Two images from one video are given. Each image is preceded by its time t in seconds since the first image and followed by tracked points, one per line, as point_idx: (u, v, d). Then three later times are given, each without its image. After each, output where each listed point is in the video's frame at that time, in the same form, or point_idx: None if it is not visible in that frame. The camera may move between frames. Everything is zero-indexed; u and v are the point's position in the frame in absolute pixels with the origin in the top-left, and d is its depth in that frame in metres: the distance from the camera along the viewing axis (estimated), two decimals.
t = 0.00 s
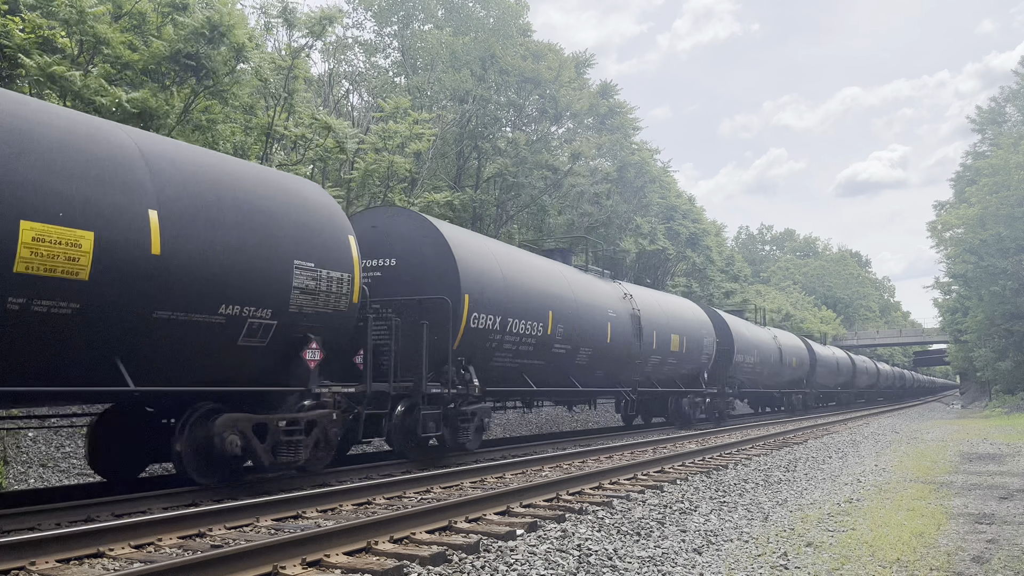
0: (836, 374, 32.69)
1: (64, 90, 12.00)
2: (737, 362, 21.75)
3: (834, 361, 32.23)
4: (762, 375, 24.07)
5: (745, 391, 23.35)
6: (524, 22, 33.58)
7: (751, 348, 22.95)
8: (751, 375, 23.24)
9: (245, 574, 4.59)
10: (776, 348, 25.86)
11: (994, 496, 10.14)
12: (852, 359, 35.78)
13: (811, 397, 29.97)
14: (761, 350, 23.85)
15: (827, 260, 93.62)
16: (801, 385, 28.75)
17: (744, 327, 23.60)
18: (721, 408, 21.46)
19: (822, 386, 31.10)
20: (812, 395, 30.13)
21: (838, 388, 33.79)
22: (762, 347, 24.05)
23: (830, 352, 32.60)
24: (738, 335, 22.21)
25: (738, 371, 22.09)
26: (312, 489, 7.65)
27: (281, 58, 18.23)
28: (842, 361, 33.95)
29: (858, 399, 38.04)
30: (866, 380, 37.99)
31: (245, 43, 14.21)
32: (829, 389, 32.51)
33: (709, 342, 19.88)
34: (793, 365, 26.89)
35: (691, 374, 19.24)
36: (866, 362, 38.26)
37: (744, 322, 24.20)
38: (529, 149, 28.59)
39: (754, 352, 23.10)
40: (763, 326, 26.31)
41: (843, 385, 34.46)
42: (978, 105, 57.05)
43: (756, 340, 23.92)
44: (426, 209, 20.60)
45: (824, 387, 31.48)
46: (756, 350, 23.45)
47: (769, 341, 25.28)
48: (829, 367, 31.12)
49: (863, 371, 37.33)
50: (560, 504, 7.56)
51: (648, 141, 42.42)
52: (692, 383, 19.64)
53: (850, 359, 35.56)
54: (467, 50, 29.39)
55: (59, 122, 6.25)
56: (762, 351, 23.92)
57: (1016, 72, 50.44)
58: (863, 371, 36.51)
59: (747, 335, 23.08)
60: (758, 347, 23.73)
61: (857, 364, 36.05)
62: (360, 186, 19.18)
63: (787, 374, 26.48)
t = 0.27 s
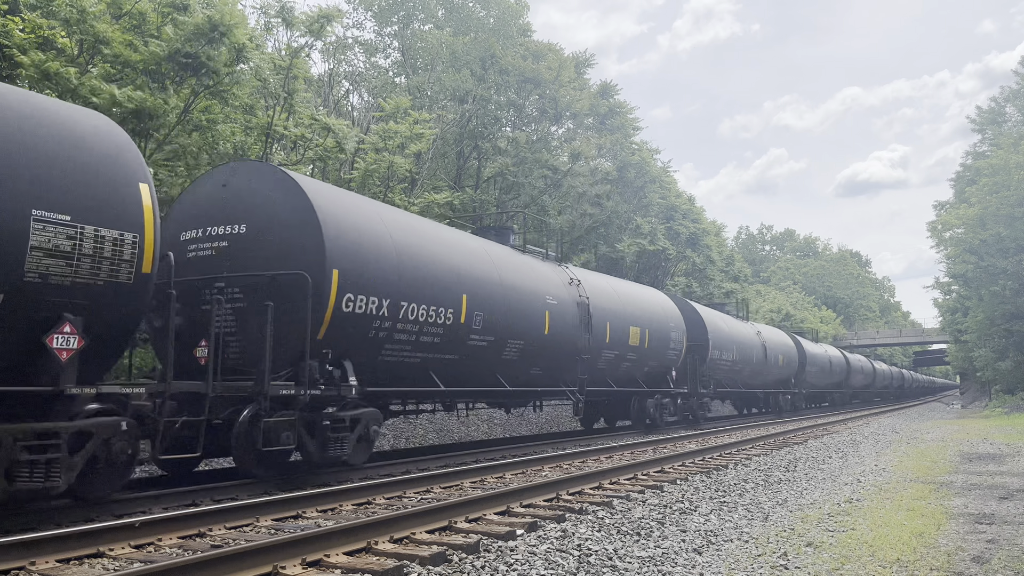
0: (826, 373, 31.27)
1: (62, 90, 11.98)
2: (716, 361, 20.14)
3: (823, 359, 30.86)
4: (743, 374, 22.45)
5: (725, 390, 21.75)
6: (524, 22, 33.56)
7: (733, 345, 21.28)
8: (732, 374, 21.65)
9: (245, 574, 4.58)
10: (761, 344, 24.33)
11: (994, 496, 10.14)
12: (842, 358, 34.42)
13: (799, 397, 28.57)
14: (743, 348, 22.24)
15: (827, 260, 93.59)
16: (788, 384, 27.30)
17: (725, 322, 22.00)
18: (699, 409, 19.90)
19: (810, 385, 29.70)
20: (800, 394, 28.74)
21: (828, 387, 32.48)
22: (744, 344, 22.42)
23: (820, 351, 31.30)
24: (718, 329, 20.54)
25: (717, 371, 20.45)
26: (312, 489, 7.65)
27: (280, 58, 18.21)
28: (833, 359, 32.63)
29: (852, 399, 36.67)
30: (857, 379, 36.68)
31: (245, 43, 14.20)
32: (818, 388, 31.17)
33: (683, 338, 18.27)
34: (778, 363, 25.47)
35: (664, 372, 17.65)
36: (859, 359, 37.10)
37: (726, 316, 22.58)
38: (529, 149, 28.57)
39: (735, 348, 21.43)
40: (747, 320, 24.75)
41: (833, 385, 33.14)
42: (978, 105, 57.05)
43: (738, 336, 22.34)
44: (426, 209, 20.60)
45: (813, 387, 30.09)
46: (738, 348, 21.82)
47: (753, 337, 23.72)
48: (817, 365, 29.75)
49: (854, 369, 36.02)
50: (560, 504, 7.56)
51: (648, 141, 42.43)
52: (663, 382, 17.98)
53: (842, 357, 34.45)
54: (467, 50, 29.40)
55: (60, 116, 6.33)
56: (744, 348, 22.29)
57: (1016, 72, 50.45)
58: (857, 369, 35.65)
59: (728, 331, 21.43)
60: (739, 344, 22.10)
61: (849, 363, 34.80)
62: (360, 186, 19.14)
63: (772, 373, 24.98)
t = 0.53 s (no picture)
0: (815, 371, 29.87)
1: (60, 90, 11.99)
2: (688, 357, 18.22)
3: (812, 357, 29.48)
4: (719, 373, 20.57)
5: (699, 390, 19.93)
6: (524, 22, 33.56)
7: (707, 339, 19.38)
8: (707, 371, 19.82)
9: (244, 573, 4.59)
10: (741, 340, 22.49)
11: (994, 496, 10.14)
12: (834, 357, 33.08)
13: (787, 398, 27.07)
14: (719, 344, 20.25)
15: (827, 259, 93.60)
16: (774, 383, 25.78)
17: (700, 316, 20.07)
18: (669, 410, 17.95)
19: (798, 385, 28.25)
20: (788, 394, 27.21)
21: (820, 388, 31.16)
22: (721, 340, 20.54)
23: (810, 349, 29.90)
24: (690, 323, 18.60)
25: (689, 368, 18.54)
26: (312, 489, 7.65)
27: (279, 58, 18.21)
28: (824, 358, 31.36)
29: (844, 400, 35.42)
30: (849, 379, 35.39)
31: (246, 44, 14.19)
32: (808, 388, 29.79)
33: (648, 332, 16.31)
34: (762, 361, 23.67)
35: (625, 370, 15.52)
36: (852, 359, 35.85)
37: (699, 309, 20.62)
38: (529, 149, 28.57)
39: (709, 344, 19.55)
40: (726, 315, 22.91)
41: (824, 385, 31.78)
42: (978, 105, 57.06)
43: (714, 330, 20.39)
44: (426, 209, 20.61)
45: (802, 386, 28.67)
46: (714, 343, 19.95)
47: (732, 332, 21.82)
48: (806, 365, 28.33)
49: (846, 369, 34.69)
50: (560, 504, 7.56)
51: (648, 141, 42.44)
52: (621, 381, 15.90)
53: (835, 356, 33.40)
54: (467, 50, 29.40)
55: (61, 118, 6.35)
56: (720, 343, 20.42)
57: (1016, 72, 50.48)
58: (851, 369, 34.80)
59: (701, 324, 19.54)
60: (715, 338, 20.15)
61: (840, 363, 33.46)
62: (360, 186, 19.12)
63: (755, 371, 23.27)
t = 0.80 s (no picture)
0: (805, 370, 28.40)
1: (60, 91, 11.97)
2: (652, 354, 16.40)
3: (801, 355, 28.03)
4: (690, 372, 18.75)
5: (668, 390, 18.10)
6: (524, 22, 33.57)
7: (674, 335, 17.56)
8: (676, 370, 18.00)
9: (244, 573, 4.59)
10: (718, 336, 20.71)
11: (994, 496, 10.14)
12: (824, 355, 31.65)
13: (772, 399, 25.52)
14: (689, 340, 18.44)
15: (827, 259, 93.64)
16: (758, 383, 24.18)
17: (669, 309, 18.29)
18: (629, 413, 16.08)
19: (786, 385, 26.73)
20: (773, 394, 25.61)
21: (809, 388, 29.72)
22: (692, 336, 18.77)
23: (798, 346, 28.45)
24: (655, 317, 16.79)
25: (654, 367, 16.72)
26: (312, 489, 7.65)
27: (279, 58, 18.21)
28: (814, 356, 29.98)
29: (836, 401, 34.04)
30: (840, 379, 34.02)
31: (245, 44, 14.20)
32: (796, 388, 28.34)
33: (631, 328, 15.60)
34: (741, 359, 21.95)
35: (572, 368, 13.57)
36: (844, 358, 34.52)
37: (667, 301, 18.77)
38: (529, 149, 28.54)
39: (677, 339, 17.72)
40: (700, 308, 21.14)
41: (814, 384, 30.31)
42: (978, 105, 57.07)
43: (684, 324, 18.58)
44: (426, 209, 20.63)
45: (789, 386, 27.16)
46: (684, 340, 18.15)
47: (706, 327, 20.01)
48: (794, 364, 26.83)
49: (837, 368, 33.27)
50: (560, 504, 7.56)
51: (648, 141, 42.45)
52: (597, 380, 14.94)
53: (827, 355, 32.24)
54: (467, 50, 29.39)
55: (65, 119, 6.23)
56: (692, 340, 18.63)
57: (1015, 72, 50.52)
58: (844, 368, 33.79)
59: (669, 318, 17.75)
60: (684, 333, 18.33)
61: (830, 363, 32.07)
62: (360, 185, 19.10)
63: (734, 370, 21.56)
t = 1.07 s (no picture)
0: (790, 369, 26.98)
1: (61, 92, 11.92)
2: (603, 350, 14.62)
3: (786, 353, 26.61)
4: (650, 368, 17.00)
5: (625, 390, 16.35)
6: (524, 22, 33.57)
7: (631, 328, 15.75)
8: (634, 367, 16.25)
9: (245, 573, 4.59)
10: (685, 330, 18.94)
11: (994, 496, 10.14)
12: (812, 353, 30.24)
13: (751, 399, 24.06)
14: (648, 334, 16.64)
15: (827, 259, 93.64)
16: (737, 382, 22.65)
17: (627, 299, 16.51)
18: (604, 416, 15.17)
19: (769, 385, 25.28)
20: (753, 394, 24.11)
21: (794, 388, 28.31)
22: (654, 329, 17.01)
23: (784, 343, 27.04)
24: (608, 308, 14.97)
25: (607, 364, 14.96)
26: (311, 489, 7.65)
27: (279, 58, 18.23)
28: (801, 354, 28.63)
29: (826, 401, 32.69)
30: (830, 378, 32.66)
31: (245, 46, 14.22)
32: (782, 387, 26.94)
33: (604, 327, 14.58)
34: (712, 356, 20.26)
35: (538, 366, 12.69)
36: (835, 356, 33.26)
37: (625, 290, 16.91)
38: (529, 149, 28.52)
39: (634, 332, 15.96)
40: (666, 299, 19.39)
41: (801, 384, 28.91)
42: (978, 105, 57.06)
43: (644, 316, 16.76)
44: (426, 209, 20.65)
45: (774, 386, 25.74)
46: (643, 333, 16.39)
47: (671, 321, 18.20)
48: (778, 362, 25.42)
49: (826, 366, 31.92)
50: (560, 504, 7.56)
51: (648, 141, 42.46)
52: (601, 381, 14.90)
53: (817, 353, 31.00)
54: (467, 50, 29.40)
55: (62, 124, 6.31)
56: (653, 334, 16.87)
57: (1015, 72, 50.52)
58: (836, 366, 32.61)
59: (627, 309, 15.95)
60: (644, 326, 16.53)
61: (819, 360, 30.67)
62: (360, 185, 19.11)
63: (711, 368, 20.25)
